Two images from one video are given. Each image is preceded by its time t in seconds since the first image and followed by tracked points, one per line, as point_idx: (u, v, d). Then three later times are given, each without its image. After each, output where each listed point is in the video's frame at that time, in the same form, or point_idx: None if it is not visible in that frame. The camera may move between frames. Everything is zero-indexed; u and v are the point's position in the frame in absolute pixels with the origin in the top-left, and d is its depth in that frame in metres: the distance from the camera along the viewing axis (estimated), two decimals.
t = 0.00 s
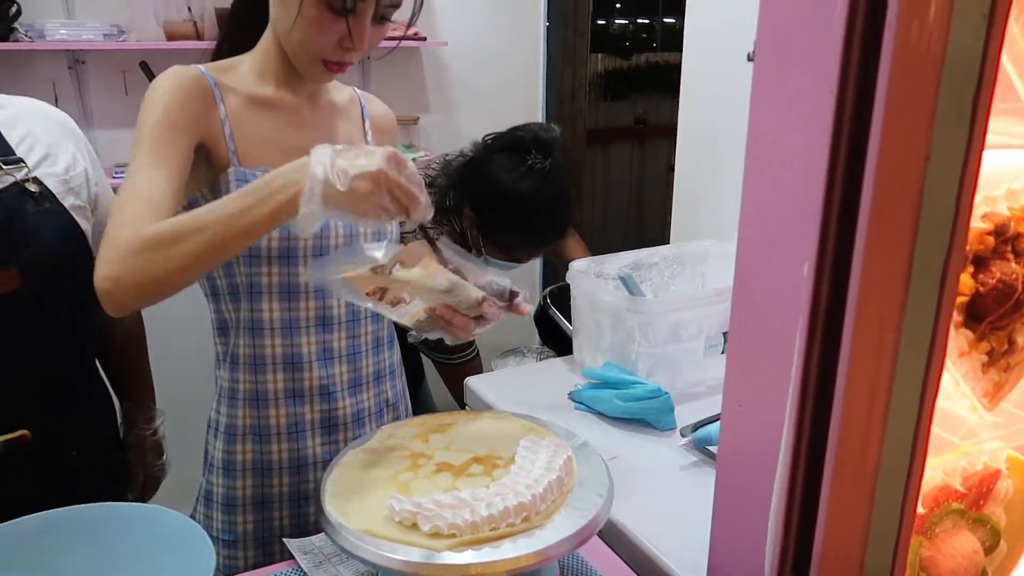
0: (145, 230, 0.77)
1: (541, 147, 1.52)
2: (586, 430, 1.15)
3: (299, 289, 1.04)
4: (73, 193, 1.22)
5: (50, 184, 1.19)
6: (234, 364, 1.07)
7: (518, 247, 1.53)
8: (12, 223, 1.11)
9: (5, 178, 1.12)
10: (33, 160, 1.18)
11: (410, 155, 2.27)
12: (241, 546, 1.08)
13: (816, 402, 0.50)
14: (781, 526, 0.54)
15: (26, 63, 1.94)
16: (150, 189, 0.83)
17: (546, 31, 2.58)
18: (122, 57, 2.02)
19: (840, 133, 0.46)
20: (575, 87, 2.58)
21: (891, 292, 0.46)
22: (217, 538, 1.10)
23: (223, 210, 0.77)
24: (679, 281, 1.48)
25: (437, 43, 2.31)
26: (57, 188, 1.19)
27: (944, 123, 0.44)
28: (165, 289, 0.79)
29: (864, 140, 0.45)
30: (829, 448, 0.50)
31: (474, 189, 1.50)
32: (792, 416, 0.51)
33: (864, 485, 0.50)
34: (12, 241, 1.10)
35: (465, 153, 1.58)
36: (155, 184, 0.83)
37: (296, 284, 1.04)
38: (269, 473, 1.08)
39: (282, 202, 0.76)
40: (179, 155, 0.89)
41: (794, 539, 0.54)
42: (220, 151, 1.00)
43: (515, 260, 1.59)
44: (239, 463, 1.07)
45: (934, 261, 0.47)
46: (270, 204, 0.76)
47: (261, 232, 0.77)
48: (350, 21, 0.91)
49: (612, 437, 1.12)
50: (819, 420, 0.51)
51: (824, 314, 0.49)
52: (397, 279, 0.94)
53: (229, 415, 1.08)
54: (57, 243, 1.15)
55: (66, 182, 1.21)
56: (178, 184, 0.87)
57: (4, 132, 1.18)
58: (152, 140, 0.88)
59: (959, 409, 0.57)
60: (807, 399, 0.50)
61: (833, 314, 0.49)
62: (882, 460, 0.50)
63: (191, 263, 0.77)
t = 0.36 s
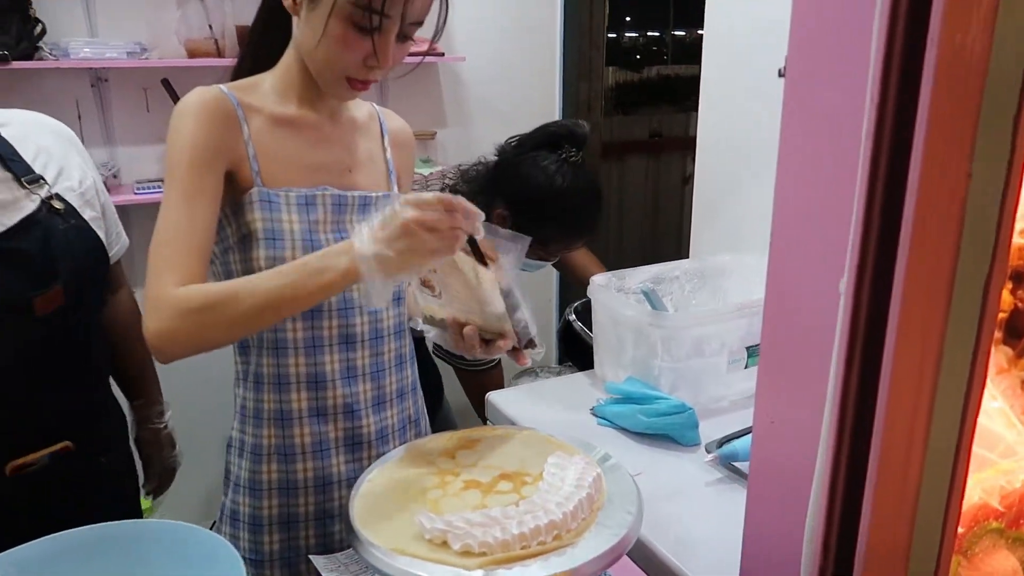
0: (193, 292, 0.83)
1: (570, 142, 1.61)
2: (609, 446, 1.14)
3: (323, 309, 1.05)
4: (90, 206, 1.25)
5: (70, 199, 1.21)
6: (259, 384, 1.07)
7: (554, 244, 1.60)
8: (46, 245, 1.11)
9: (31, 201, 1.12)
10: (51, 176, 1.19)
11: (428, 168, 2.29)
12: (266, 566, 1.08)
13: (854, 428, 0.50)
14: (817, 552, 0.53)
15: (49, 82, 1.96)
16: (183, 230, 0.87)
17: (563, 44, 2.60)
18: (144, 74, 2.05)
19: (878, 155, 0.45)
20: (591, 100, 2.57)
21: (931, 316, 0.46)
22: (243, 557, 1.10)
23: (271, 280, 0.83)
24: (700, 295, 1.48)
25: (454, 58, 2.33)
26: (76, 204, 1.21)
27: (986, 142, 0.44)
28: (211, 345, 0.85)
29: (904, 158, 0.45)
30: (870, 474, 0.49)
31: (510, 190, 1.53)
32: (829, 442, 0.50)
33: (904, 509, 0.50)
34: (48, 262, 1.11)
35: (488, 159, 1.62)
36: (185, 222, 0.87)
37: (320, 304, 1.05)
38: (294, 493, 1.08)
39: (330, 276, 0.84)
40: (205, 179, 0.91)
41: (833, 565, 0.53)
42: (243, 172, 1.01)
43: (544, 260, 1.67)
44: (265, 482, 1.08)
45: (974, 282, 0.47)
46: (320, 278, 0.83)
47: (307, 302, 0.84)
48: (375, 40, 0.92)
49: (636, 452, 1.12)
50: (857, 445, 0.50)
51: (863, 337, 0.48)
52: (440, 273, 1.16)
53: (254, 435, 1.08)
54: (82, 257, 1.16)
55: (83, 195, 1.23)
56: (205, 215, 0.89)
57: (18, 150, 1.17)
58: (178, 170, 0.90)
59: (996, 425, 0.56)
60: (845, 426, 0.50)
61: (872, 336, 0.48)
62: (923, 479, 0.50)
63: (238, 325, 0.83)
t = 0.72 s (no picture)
0: (239, 304, 0.83)
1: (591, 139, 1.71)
2: (636, 460, 1.13)
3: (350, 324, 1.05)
4: (108, 222, 1.28)
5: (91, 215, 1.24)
6: (285, 397, 1.07)
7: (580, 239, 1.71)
8: (74, 261, 1.13)
9: (59, 217, 1.14)
10: (72, 192, 1.22)
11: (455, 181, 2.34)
12: None
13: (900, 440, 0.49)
14: (861, 561, 0.53)
15: (78, 96, 1.99)
16: (218, 241, 0.88)
17: (585, 57, 2.63)
18: (170, 89, 2.08)
19: (923, 164, 0.46)
20: (613, 113, 2.60)
21: (979, 320, 0.47)
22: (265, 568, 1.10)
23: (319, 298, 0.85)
24: (724, 308, 1.50)
25: (476, 71, 2.34)
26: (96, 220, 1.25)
27: None
28: (246, 359, 0.84)
29: (949, 167, 0.46)
30: (917, 480, 0.50)
31: (534, 189, 1.65)
32: (875, 449, 0.51)
33: (951, 516, 0.51)
34: (79, 277, 1.12)
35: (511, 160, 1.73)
36: (217, 232, 0.88)
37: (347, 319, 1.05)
38: (317, 506, 1.08)
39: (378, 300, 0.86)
40: (238, 193, 0.92)
41: None
42: (276, 187, 1.01)
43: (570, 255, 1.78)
44: (288, 494, 1.08)
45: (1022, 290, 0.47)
46: (372, 299, 0.86)
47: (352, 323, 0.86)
48: (407, 56, 0.92)
49: (663, 467, 1.11)
50: (904, 453, 0.50)
51: (907, 344, 0.49)
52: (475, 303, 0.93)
53: (278, 448, 1.08)
54: (107, 270, 1.18)
55: (101, 212, 1.26)
56: (239, 227, 0.90)
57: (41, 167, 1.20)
58: (211, 180, 0.91)
59: None
60: (891, 430, 0.50)
61: (916, 343, 0.49)
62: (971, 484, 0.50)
63: (281, 340, 0.84)
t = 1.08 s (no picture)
0: (280, 323, 0.85)
1: (587, 124, 1.82)
2: (659, 475, 1.12)
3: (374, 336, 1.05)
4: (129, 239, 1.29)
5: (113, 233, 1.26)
6: (309, 409, 1.07)
7: (583, 219, 1.81)
8: (95, 274, 1.14)
9: (80, 232, 1.16)
10: (96, 209, 1.24)
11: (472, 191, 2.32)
12: None
13: (931, 466, 0.46)
14: None
15: (105, 110, 2.02)
16: (250, 255, 0.88)
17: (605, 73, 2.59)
18: (194, 103, 2.10)
19: (957, 178, 0.42)
20: (632, 125, 2.59)
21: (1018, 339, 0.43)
22: None
23: (361, 323, 0.87)
24: (748, 321, 1.47)
25: (498, 83, 2.34)
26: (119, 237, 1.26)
27: None
28: (282, 378, 0.86)
29: (989, 177, 0.42)
30: (951, 512, 0.46)
31: (536, 173, 1.76)
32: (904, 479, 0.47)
33: (987, 548, 0.47)
34: (99, 287, 1.14)
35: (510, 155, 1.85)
36: (246, 247, 0.88)
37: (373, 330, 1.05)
38: (342, 518, 1.08)
39: (420, 327, 0.88)
40: (269, 207, 0.93)
41: None
42: (303, 198, 1.02)
43: (575, 239, 1.88)
44: (313, 507, 1.08)
45: None
46: (409, 325, 0.88)
47: (394, 350, 0.87)
48: (431, 72, 0.93)
49: (687, 482, 1.09)
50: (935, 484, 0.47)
51: (942, 366, 0.45)
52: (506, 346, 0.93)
53: (303, 460, 1.08)
54: (123, 282, 1.19)
55: (124, 229, 1.28)
56: (269, 241, 0.91)
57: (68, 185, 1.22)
58: (241, 193, 0.91)
59: None
60: (922, 461, 0.46)
61: (949, 367, 0.45)
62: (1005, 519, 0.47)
63: (321, 361, 0.86)
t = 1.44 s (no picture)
0: (276, 349, 0.87)
1: (564, 102, 1.86)
2: (667, 487, 1.12)
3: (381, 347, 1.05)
4: (140, 250, 1.27)
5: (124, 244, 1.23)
6: (319, 421, 1.08)
7: (569, 191, 1.84)
8: (106, 282, 1.14)
9: (88, 243, 1.15)
10: (107, 221, 1.21)
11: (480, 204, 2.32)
12: None
13: (942, 481, 0.46)
14: None
15: (117, 122, 2.04)
16: (256, 277, 0.91)
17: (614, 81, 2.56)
18: (206, 116, 2.12)
19: (966, 187, 0.42)
20: (641, 139, 2.55)
21: None
22: None
23: (352, 345, 0.88)
24: (758, 332, 1.46)
25: (507, 96, 2.35)
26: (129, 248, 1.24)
27: None
28: (287, 399, 0.89)
29: (998, 183, 0.42)
30: (962, 528, 0.45)
31: (518, 152, 1.82)
32: (914, 493, 0.47)
33: (999, 567, 0.46)
34: (108, 296, 1.14)
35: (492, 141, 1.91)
36: (249, 267, 0.91)
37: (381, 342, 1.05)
38: (352, 531, 1.08)
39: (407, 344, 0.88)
40: (273, 225, 0.94)
41: None
42: (312, 212, 1.03)
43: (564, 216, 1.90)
44: (322, 519, 1.08)
45: None
46: (397, 346, 0.87)
47: (387, 368, 0.88)
48: (435, 83, 0.93)
49: (696, 494, 1.09)
50: (946, 499, 0.46)
51: (950, 378, 0.44)
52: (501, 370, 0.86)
53: (313, 472, 1.09)
54: (139, 292, 1.20)
55: (135, 240, 1.26)
56: (270, 261, 0.92)
57: (77, 194, 1.20)
58: (245, 215, 0.93)
59: None
60: (932, 474, 0.46)
61: (959, 377, 0.44)
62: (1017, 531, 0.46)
63: (319, 383, 0.88)
